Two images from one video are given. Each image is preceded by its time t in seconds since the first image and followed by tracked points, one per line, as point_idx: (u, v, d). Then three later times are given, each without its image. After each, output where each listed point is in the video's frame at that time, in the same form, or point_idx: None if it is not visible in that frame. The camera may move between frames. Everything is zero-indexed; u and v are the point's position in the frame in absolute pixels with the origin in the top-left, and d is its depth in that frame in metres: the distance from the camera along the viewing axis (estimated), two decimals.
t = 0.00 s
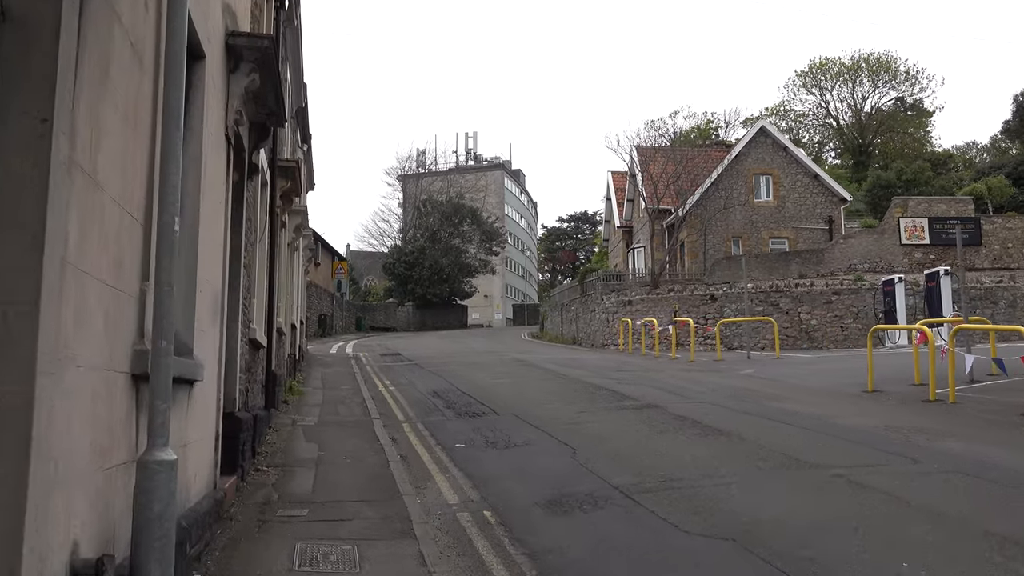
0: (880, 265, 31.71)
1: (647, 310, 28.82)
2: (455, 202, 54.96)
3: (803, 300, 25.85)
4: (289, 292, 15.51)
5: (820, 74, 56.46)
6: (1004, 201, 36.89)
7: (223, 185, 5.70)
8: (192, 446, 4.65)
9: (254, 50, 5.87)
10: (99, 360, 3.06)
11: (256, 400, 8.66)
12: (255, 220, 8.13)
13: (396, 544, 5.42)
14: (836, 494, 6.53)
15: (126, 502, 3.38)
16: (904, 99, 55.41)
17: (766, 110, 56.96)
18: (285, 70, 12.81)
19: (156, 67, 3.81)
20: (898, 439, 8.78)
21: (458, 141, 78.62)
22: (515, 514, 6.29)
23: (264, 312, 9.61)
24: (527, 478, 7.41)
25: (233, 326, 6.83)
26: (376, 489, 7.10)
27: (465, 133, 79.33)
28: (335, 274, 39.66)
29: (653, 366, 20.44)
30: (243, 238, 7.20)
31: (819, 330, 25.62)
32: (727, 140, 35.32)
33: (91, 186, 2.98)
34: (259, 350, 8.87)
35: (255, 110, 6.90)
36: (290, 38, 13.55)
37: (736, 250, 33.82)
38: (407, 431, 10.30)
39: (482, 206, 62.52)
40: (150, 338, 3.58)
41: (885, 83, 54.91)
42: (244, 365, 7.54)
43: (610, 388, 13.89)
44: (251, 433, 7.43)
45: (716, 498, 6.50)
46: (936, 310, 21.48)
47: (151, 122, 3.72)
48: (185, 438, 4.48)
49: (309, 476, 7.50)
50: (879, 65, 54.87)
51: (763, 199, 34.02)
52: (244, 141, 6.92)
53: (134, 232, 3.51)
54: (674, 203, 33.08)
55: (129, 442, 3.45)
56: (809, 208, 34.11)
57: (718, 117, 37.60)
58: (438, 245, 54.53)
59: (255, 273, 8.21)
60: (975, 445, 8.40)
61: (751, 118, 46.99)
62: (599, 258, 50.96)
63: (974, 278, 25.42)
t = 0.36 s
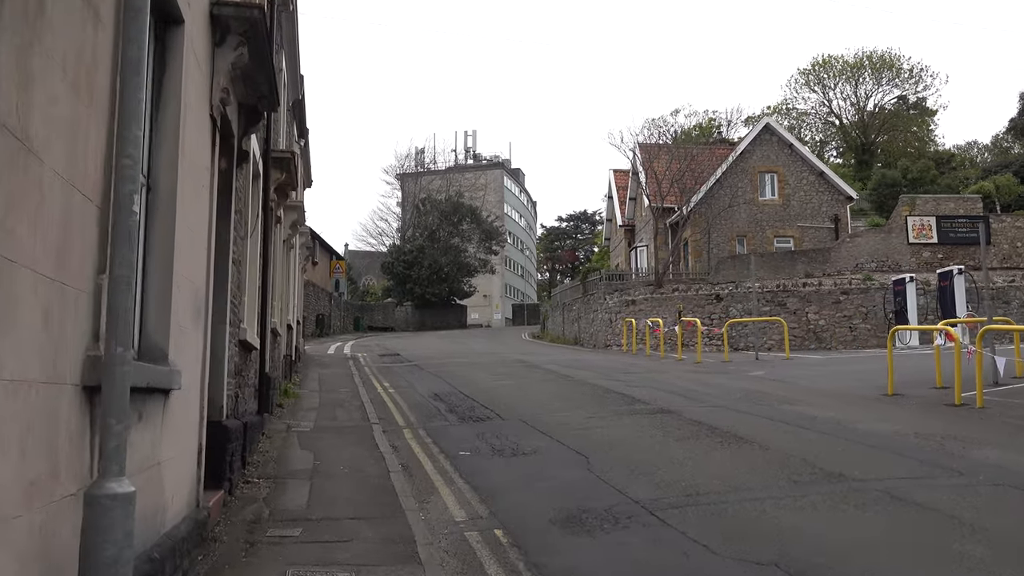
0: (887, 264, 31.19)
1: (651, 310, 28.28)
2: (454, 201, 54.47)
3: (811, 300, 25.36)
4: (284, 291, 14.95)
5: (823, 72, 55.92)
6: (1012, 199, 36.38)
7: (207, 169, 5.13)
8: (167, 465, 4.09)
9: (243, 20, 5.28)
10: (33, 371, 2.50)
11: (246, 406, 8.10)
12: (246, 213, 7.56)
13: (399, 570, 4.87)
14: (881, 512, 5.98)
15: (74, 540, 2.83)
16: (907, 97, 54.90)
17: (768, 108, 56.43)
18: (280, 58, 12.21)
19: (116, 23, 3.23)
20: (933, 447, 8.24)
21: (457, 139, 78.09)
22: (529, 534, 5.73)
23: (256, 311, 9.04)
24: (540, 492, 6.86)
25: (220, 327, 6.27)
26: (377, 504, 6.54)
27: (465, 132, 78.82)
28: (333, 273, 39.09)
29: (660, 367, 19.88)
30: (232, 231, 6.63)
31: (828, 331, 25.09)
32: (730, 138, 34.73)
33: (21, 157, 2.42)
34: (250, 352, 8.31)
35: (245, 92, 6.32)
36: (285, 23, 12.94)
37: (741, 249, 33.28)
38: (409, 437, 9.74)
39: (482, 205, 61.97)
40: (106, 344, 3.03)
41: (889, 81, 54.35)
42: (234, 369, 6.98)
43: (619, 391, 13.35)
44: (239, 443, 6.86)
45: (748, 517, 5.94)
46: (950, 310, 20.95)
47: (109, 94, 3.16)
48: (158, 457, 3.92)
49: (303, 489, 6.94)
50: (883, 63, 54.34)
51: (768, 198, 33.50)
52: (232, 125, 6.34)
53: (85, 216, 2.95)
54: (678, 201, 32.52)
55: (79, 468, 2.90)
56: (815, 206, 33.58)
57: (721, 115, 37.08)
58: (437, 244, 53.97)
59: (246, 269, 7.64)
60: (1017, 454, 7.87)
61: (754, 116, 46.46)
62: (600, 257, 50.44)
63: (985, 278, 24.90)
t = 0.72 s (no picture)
0: (894, 264, 30.65)
1: (656, 310, 27.76)
2: (453, 201, 53.91)
3: (819, 301, 24.85)
4: (280, 292, 14.41)
5: (826, 71, 55.40)
6: (1021, 198, 35.86)
7: (188, 155, 4.59)
8: (140, 493, 3.54)
9: None
10: None
11: (237, 416, 7.53)
12: (236, 208, 7.01)
13: None
14: (935, 535, 5.42)
15: None
16: (910, 96, 54.42)
17: (770, 107, 55.91)
18: (275, 47, 11.64)
19: None
20: (974, 461, 7.69)
21: (456, 139, 77.55)
22: (548, 560, 5.18)
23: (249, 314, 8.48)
24: (555, 511, 6.29)
25: (206, 332, 5.71)
26: (379, 525, 5.97)
27: (464, 132, 78.25)
28: (331, 274, 38.49)
29: (666, 370, 19.35)
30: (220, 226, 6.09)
31: (837, 333, 24.56)
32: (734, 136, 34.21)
33: None
34: (242, 358, 7.75)
35: (232, 73, 5.77)
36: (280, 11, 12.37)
37: (746, 249, 32.74)
38: (412, 447, 9.17)
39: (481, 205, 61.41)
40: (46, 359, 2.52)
41: (892, 79, 53.77)
42: (223, 377, 6.42)
43: (630, 396, 12.78)
44: (229, 458, 6.30)
45: (786, 541, 5.38)
46: (964, 311, 20.41)
47: (48, 71, 2.61)
48: (128, 485, 3.36)
49: (299, 507, 6.38)
50: (886, 62, 53.81)
51: (774, 197, 32.95)
52: (219, 110, 5.78)
53: (23, 205, 2.46)
54: (682, 200, 31.98)
55: (11, 513, 2.38)
56: (821, 206, 33.04)
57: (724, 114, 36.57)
58: (436, 244, 53.38)
59: (236, 269, 7.09)
60: None
61: (757, 115, 45.92)
62: (601, 258, 49.85)
63: (998, 279, 24.38)
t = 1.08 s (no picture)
0: (906, 264, 30.07)
1: (663, 311, 27.23)
2: (455, 200, 53.37)
3: (831, 302, 24.30)
4: (280, 292, 13.87)
5: (831, 68, 54.70)
6: None
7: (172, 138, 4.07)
8: (108, 532, 3.03)
9: None
10: None
11: (232, 426, 6.98)
12: (230, 200, 6.48)
13: None
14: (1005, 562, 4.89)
15: None
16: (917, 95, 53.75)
17: (775, 105, 55.26)
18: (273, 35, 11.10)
19: None
20: None
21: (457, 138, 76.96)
22: None
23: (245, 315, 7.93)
24: (580, 533, 5.75)
25: (195, 336, 5.17)
26: (388, 548, 5.44)
27: (464, 131, 77.63)
28: (331, 274, 37.91)
29: (677, 372, 18.79)
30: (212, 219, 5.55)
31: (849, 334, 23.99)
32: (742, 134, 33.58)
33: None
34: (237, 362, 7.21)
35: (225, 50, 5.24)
36: None
37: (753, 249, 32.17)
38: (419, 457, 8.63)
39: (483, 204, 60.83)
40: None
41: (899, 77, 52.92)
42: (215, 384, 5.88)
43: (645, 401, 12.24)
44: (222, 475, 5.76)
45: (841, 570, 4.83)
46: (983, 312, 19.81)
47: None
48: (92, 525, 2.84)
49: (300, 527, 5.84)
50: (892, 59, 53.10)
51: (782, 196, 32.38)
52: (211, 90, 5.25)
53: None
54: (689, 199, 31.41)
55: None
56: (830, 204, 32.46)
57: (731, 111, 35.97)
58: (437, 244, 52.80)
59: (231, 266, 6.56)
60: None
61: (762, 114, 45.32)
62: (604, 258, 49.29)
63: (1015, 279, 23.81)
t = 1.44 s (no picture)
0: (916, 263, 29.47)
1: (669, 311, 26.68)
2: (456, 198, 52.85)
3: (842, 301, 23.76)
4: (277, 290, 13.31)
5: (836, 66, 54.09)
6: None
7: (142, 108, 3.58)
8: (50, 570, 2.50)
9: None
10: None
11: (221, 435, 6.40)
12: (219, 187, 5.93)
13: None
14: None
15: None
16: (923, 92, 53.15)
17: (779, 103, 54.65)
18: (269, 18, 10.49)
19: None
20: None
21: (458, 137, 76.38)
22: None
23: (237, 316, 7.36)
24: (606, 555, 5.17)
25: (176, 337, 4.60)
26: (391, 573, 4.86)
27: (465, 129, 77.02)
28: (330, 273, 37.33)
29: (686, 374, 18.24)
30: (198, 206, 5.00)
31: (861, 334, 23.43)
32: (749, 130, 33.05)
33: None
34: (226, 365, 6.63)
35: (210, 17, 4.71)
36: None
37: (760, 247, 31.64)
38: (424, 467, 8.06)
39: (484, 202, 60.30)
40: None
41: (905, 74, 52.42)
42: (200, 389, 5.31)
43: (659, 404, 11.66)
44: (209, 491, 5.18)
45: None
46: (1002, 312, 19.22)
47: None
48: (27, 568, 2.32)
49: (294, 547, 5.26)
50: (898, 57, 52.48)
51: (789, 193, 31.82)
52: (195, 61, 4.72)
53: None
54: (695, 196, 30.89)
55: None
56: (838, 202, 31.91)
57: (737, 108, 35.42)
58: (438, 243, 52.24)
59: (220, 261, 6.01)
60: None
61: (767, 111, 44.74)
62: (606, 256, 48.72)
63: None
